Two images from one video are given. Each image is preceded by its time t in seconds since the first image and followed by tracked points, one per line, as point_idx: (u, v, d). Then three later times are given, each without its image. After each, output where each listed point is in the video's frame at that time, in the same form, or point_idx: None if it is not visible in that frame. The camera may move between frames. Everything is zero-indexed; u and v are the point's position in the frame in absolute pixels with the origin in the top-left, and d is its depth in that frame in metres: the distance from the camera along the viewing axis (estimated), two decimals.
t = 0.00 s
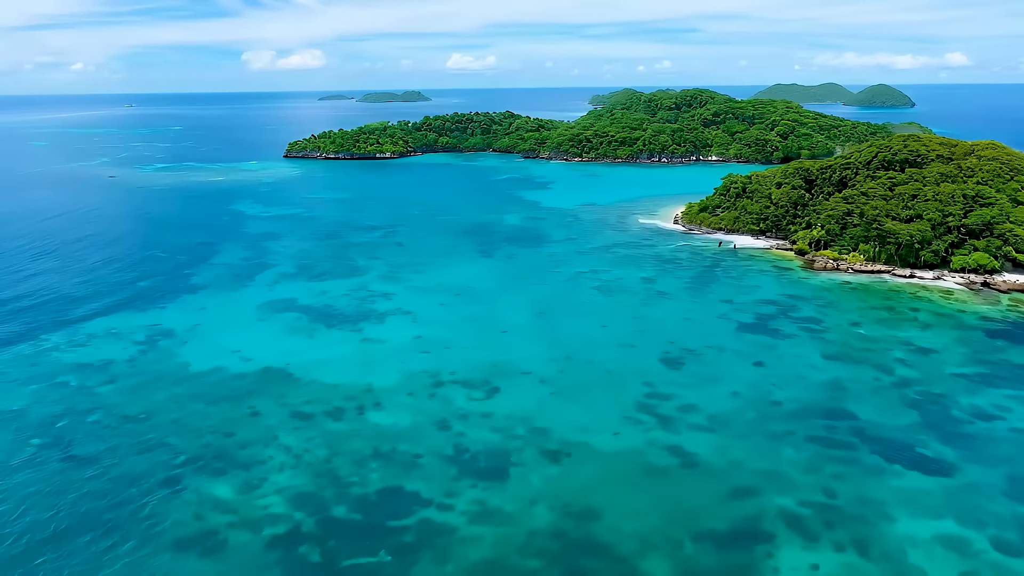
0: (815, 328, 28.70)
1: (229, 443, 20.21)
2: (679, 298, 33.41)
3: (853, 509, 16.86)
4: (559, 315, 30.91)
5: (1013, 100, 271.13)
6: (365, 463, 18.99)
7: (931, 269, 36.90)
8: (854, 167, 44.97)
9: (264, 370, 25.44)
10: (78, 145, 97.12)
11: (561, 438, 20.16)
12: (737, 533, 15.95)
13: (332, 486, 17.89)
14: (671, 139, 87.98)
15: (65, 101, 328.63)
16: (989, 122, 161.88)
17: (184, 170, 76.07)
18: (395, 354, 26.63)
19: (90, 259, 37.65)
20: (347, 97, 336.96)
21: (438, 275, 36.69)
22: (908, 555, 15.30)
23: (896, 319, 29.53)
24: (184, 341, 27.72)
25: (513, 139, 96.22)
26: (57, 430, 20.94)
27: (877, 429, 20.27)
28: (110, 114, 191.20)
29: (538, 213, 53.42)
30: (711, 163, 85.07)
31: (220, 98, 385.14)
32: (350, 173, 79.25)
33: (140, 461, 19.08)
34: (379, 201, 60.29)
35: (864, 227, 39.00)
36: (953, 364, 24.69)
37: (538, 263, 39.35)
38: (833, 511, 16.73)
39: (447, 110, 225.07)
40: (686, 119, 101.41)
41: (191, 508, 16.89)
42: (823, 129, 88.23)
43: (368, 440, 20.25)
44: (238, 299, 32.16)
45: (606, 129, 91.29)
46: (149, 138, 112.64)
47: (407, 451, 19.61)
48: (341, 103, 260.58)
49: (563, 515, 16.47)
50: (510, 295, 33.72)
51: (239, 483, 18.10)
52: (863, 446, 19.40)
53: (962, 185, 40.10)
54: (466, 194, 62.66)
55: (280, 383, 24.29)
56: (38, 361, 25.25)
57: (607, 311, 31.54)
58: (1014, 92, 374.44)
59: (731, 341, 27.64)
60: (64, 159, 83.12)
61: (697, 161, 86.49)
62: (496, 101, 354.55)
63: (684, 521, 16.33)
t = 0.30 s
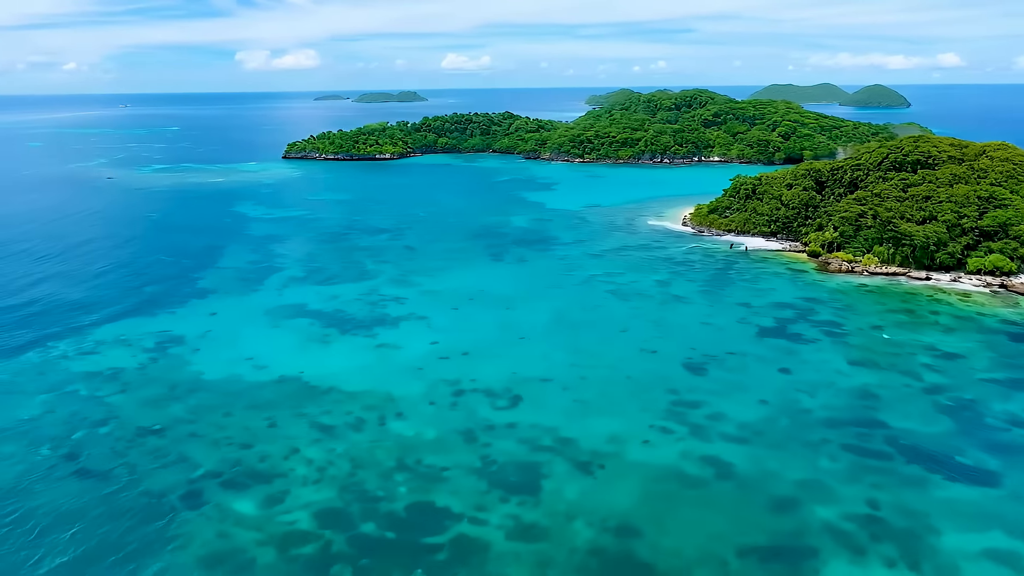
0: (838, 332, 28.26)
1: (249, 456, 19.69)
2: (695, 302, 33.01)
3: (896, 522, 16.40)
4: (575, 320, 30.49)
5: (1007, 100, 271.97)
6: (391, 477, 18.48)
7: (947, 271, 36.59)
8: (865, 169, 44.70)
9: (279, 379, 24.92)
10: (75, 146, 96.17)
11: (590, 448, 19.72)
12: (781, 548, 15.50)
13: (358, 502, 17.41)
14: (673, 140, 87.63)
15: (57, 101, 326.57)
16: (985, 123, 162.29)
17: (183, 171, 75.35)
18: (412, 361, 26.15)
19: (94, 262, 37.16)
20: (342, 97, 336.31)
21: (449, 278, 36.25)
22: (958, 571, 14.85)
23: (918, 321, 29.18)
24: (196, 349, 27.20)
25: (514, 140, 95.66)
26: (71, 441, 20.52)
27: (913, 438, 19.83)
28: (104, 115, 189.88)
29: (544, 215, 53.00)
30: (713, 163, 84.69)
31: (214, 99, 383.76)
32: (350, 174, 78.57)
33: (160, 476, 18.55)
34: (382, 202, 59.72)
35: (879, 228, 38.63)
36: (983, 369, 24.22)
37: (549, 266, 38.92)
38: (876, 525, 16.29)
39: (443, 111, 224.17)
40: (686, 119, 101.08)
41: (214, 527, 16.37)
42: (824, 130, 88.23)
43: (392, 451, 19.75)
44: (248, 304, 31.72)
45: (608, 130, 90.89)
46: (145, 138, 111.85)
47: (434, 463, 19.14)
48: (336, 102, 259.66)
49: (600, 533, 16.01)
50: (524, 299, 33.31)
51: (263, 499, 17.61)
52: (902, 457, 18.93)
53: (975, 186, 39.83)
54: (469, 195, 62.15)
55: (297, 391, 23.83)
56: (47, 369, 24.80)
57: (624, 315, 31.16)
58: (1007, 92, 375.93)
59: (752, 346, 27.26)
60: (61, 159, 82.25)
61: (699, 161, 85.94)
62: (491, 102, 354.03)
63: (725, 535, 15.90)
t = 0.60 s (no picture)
0: (850, 335, 27.99)
1: (261, 469, 19.13)
2: (702, 305, 32.67)
3: (930, 533, 16.08)
4: (583, 325, 30.07)
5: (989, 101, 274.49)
6: (409, 491, 17.98)
7: (951, 272, 36.49)
8: (865, 169, 44.63)
9: (286, 388, 24.33)
10: (59, 147, 94.56)
11: (612, 459, 19.32)
12: (816, 562, 15.14)
13: (378, 518, 16.88)
14: (665, 141, 87.39)
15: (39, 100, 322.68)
16: (969, 124, 163.67)
17: (172, 173, 74.25)
18: (421, 369, 25.63)
19: (89, 266, 36.53)
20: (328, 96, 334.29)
21: (452, 283, 35.75)
22: None
23: (929, 324, 28.96)
24: (199, 358, 26.56)
25: (506, 141, 94.87)
26: (76, 455, 20.02)
27: (938, 446, 19.53)
28: (86, 115, 187.45)
29: (542, 216, 52.50)
30: (707, 164, 84.31)
31: (198, 98, 380.31)
32: (342, 176, 77.59)
33: (170, 494, 17.97)
34: (377, 204, 58.94)
35: (882, 230, 38.49)
36: (1000, 372, 23.98)
37: (552, 269, 38.50)
38: (909, 537, 15.97)
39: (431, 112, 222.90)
40: (677, 120, 100.92)
41: (231, 547, 15.81)
42: (815, 131, 88.42)
43: (409, 465, 19.24)
44: (251, 308, 31.24)
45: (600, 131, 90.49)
46: (131, 138, 110.25)
47: (453, 477, 18.65)
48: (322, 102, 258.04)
49: (630, 548, 15.59)
50: (530, 303, 32.84)
51: (279, 515, 17.06)
52: (929, 465, 18.63)
53: (978, 187, 39.79)
54: (465, 197, 61.56)
55: (306, 400, 23.32)
56: (47, 381, 24.33)
57: (632, 319, 30.83)
58: (990, 92, 379.63)
59: (765, 350, 26.93)
60: (46, 161, 80.80)
61: (693, 162, 85.47)
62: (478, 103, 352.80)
63: (758, 549, 15.52)
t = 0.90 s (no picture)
0: (862, 339, 27.70)
1: (273, 487, 18.43)
2: (709, 309, 32.30)
3: (968, 546, 15.71)
4: (592, 330, 29.58)
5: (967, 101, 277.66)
6: (429, 508, 17.35)
7: (955, 275, 36.38)
8: (864, 171, 44.57)
9: (292, 400, 23.62)
10: (40, 149, 92.65)
11: (635, 473, 18.80)
12: None
13: (399, 537, 16.24)
14: (656, 141, 87.11)
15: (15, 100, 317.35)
16: (950, 125, 165.24)
17: (158, 175, 72.92)
18: (430, 378, 25.01)
19: (79, 273, 35.57)
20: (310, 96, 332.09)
21: (454, 288, 35.14)
22: None
23: (940, 327, 28.74)
24: (199, 370, 25.79)
25: (495, 141, 94.08)
26: (78, 475, 19.31)
27: (966, 454, 19.21)
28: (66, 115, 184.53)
29: (538, 219, 51.97)
30: (698, 165, 84.09)
31: (178, 99, 376.54)
32: (331, 177, 76.51)
33: (179, 515, 17.24)
34: (369, 207, 58.01)
35: (885, 233, 38.40)
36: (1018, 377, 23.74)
37: (554, 273, 38.00)
38: (948, 550, 15.58)
39: (416, 113, 221.29)
40: (666, 120, 100.70)
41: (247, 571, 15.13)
42: (804, 132, 88.54)
43: (426, 480, 18.62)
44: (249, 317, 30.54)
45: (590, 132, 90.03)
46: (114, 140, 108.35)
47: (473, 492, 18.05)
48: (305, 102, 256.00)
49: (665, 566, 15.07)
50: (536, 309, 32.32)
51: (295, 536, 16.37)
52: (959, 475, 18.29)
53: (978, 189, 39.79)
54: (458, 199, 60.85)
55: (314, 412, 22.64)
56: (43, 396, 23.57)
57: (640, 324, 30.37)
58: (967, 91, 383.75)
59: (778, 355, 26.57)
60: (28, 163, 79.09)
61: (683, 163, 85.25)
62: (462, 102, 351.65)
63: (795, 565, 15.05)
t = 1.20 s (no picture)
0: (872, 344, 27.47)
1: (285, 506, 17.72)
2: (716, 313, 31.93)
3: (1008, 559, 15.35)
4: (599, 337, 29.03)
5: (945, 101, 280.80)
6: (450, 527, 16.71)
7: (957, 277, 36.26)
8: (862, 173, 44.51)
9: (299, 413, 22.87)
10: (20, 151, 90.68)
11: (660, 486, 18.29)
12: None
13: (421, 558, 15.59)
14: (645, 143, 86.88)
15: None
16: (930, 125, 166.80)
17: (142, 178, 71.55)
18: (438, 389, 24.37)
19: (68, 280, 34.68)
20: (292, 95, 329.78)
21: (455, 294, 34.58)
22: None
23: (948, 331, 28.60)
24: (199, 385, 24.97)
25: (483, 143, 93.44)
26: (79, 494, 18.56)
27: (993, 463, 18.91)
28: (44, 116, 181.54)
29: (534, 221, 51.51)
30: (688, 166, 84.01)
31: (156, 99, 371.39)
32: (320, 179, 75.55)
33: (189, 539, 16.46)
34: (361, 209, 57.22)
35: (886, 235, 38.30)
36: None
37: (555, 277, 37.52)
38: (988, 564, 15.23)
39: (400, 113, 219.93)
40: (654, 120, 100.55)
41: None
42: (793, 133, 88.72)
43: (444, 497, 17.98)
44: (248, 325, 29.88)
45: (579, 134, 89.66)
46: (95, 141, 106.34)
47: (494, 508, 17.47)
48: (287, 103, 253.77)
49: None
50: (540, 314, 31.77)
51: (312, 560, 15.65)
52: (989, 485, 17.97)
53: (977, 191, 39.76)
54: (451, 202, 60.19)
55: (322, 425, 21.99)
56: (38, 412, 22.84)
57: (647, 329, 29.99)
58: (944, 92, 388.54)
59: (791, 361, 26.19)
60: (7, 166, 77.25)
61: (673, 164, 85.16)
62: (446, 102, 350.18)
63: None
